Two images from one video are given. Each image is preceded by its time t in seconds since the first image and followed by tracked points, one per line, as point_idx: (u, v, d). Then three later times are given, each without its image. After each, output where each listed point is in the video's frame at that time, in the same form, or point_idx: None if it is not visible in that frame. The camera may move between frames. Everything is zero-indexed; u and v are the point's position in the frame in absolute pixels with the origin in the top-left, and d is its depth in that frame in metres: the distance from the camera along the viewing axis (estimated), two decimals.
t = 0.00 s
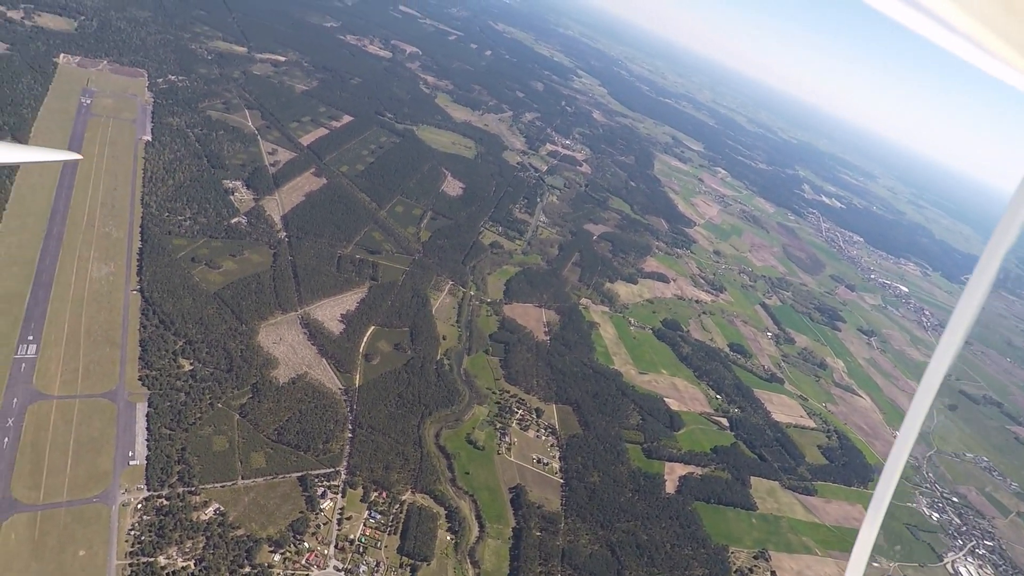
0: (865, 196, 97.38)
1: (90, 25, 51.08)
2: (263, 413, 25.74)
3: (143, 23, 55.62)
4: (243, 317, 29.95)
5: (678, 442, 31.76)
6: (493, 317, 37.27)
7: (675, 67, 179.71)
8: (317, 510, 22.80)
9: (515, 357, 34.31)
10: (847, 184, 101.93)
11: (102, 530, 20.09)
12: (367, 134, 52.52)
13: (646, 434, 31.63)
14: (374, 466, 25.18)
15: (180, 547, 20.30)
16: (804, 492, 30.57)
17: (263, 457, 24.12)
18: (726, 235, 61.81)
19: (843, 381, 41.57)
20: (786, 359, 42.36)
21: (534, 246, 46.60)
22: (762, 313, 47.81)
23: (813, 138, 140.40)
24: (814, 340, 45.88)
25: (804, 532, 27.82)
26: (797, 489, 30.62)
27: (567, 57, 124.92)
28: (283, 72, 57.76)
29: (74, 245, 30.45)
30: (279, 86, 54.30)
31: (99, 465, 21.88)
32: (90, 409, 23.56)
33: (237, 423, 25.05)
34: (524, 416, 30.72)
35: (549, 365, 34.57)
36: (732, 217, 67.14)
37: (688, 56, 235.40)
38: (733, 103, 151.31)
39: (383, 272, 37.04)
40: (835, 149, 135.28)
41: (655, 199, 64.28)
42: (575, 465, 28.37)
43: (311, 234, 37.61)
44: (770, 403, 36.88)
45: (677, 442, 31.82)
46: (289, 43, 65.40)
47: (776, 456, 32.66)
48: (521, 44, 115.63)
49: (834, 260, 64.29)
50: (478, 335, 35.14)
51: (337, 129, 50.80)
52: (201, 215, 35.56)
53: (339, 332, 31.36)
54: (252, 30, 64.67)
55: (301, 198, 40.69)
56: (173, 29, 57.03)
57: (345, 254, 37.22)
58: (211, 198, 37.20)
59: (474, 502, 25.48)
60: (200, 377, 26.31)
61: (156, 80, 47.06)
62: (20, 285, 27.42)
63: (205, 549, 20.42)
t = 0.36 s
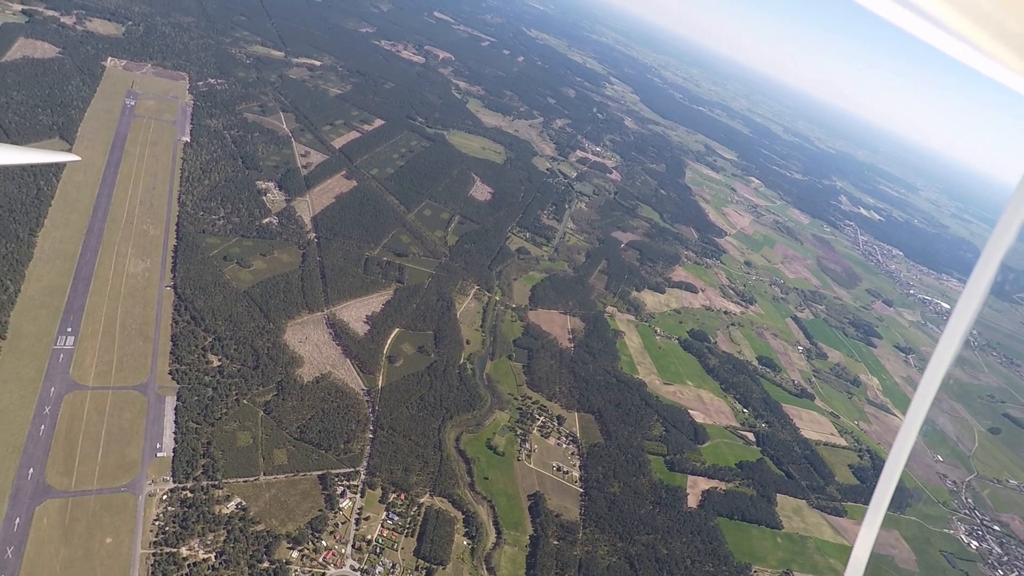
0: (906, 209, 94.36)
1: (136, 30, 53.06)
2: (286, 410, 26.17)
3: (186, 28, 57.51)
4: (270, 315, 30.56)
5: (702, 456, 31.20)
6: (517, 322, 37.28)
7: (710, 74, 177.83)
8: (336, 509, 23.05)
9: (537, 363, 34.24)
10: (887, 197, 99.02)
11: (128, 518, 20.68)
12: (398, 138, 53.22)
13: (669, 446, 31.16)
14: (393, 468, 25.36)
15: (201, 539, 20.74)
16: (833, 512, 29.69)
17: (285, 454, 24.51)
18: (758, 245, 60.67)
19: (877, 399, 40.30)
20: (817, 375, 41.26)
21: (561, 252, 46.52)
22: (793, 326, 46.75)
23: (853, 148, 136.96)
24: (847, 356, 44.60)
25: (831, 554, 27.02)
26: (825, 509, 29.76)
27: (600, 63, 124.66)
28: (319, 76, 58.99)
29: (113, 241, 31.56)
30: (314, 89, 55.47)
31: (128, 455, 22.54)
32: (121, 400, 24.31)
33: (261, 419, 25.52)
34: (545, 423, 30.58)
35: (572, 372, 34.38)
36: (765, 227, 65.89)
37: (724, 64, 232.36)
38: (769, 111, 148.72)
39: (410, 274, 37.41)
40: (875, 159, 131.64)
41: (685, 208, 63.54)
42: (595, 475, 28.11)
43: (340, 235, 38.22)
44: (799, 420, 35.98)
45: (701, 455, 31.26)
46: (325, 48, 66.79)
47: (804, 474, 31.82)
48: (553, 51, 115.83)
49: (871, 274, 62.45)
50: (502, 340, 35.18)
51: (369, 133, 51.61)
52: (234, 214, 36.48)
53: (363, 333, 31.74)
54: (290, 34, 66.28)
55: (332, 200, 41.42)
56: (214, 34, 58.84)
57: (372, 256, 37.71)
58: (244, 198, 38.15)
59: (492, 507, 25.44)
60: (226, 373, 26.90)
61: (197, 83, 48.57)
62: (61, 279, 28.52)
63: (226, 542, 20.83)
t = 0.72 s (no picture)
0: (946, 225, 91.14)
1: (176, 35, 54.77)
2: (306, 410, 26.47)
3: (224, 33, 59.17)
4: (294, 315, 31.03)
5: (724, 472, 30.59)
6: (539, 330, 37.20)
7: (743, 86, 175.86)
8: (352, 510, 23.21)
9: (558, 371, 34.07)
10: (926, 213, 96.17)
11: (150, 509, 21.16)
12: (426, 144, 53.73)
13: (690, 460, 30.62)
14: (410, 471, 25.45)
15: (219, 534, 21.08)
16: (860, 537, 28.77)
17: (303, 453, 24.78)
18: (787, 260, 59.51)
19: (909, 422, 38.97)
20: (847, 394, 40.06)
21: (585, 262, 46.31)
22: (822, 343, 45.64)
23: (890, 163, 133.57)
24: (879, 376, 43.22)
25: None
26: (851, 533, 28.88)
27: (630, 73, 124.29)
28: (350, 82, 59.99)
29: (146, 238, 32.47)
30: (345, 95, 56.41)
31: (152, 448, 23.08)
32: (148, 394, 24.91)
33: (281, 418, 25.88)
34: (564, 432, 30.39)
35: (592, 382, 34.11)
36: (795, 241, 64.61)
37: (757, 75, 229.62)
38: (803, 123, 146.20)
39: (433, 279, 37.66)
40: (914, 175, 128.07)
41: (713, 220, 62.73)
42: (613, 487, 27.80)
43: (365, 238, 38.68)
44: (826, 439, 35.01)
45: (722, 471, 30.65)
46: (357, 54, 68.00)
47: (830, 495, 30.92)
48: (583, 60, 115.92)
49: (906, 292, 60.36)
50: (523, 347, 35.11)
51: (398, 138, 52.24)
52: (263, 215, 37.21)
53: (384, 336, 32.01)
54: (323, 41, 67.61)
55: (359, 203, 41.96)
56: (250, 40, 60.38)
57: (396, 259, 38.08)
58: (274, 200, 38.91)
59: (508, 515, 25.32)
60: (250, 371, 27.38)
61: (232, 87, 49.85)
62: (96, 274, 29.44)
63: (243, 538, 21.12)
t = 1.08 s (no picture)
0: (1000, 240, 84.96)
1: (222, 36, 56.50)
2: (331, 406, 26.88)
3: (268, 35, 60.76)
4: (323, 312, 31.58)
5: (750, 488, 29.86)
6: (566, 335, 37.03)
7: (785, 93, 172.10)
8: (372, 506, 23.48)
9: (583, 378, 33.83)
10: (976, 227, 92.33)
11: (177, 496, 21.79)
12: (459, 146, 54.15)
13: (715, 474, 30.04)
14: (430, 471, 25.61)
15: (242, 523, 21.58)
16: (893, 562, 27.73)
17: (327, 448, 25.18)
18: (825, 272, 57.90)
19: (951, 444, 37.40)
20: (883, 413, 38.40)
21: (615, 268, 45.96)
22: (859, 359, 44.12)
23: (939, 175, 128.80)
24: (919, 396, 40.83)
25: None
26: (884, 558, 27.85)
27: (668, 78, 122.99)
28: (387, 83, 60.92)
29: (185, 232, 33.53)
30: (381, 96, 57.29)
31: (182, 436, 23.76)
32: (180, 383, 25.68)
33: (306, 412, 26.34)
34: (586, 439, 30.14)
35: (618, 390, 33.77)
36: (834, 254, 62.90)
37: (800, 83, 224.58)
38: (847, 133, 142.30)
39: (461, 281, 37.85)
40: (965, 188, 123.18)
41: (748, 230, 61.56)
42: (634, 497, 27.45)
43: (396, 238, 39.15)
44: (861, 459, 33.88)
45: (749, 487, 29.95)
46: (395, 57, 69.00)
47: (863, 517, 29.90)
48: (620, 65, 115.18)
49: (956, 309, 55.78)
50: (549, 352, 35.00)
51: (432, 140, 52.73)
52: (297, 213, 38.00)
53: (410, 336, 32.32)
54: (362, 43, 68.86)
55: (391, 203, 42.51)
56: (292, 41, 61.88)
57: (425, 260, 38.42)
58: (308, 198, 39.72)
59: (527, 520, 25.25)
60: (278, 365, 27.96)
61: (272, 87, 51.14)
62: (137, 265, 30.53)
63: (265, 528, 21.56)
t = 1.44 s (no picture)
0: None
1: (275, 38, 58.40)
2: (366, 401, 27.33)
3: (319, 37, 62.49)
4: (361, 309, 32.17)
5: (790, 507, 28.83)
6: (602, 341, 36.66)
7: (841, 99, 166.09)
8: (401, 502, 23.75)
9: (618, 385, 33.38)
10: None
11: (216, 480, 22.57)
12: (501, 148, 54.35)
13: (752, 490, 29.13)
14: (460, 470, 25.72)
15: (276, 511, 22.14)
16: None
17: (360, 442, 25.61)
18: (878, 286, 55.50)
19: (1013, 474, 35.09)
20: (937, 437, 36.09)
21: (655, 275, 45.25)
22: (912, 379, 41.68)
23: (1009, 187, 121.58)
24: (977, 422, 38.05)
25: None
26: None
27: (716, 83, 120.51)
28: (432, 85, 61.72)
29: (233, 227, 34.76)
30: (426, 98, 58.06)
31: (223, 423, 24.61)
32: (223, 372, 26.62)
33: (341, 406, 26.85)
34: (619, 447, 29.73)
35: (653, 398, 33.19)
36: (888, 267, 60.23)
37: (858, 89, 216.36)
38: (908, 141, 136.09)
39: (499, 282, 37.99)
40: None
41: (796, 240, 59.64)
42: (666, 509, 26.90)
43: (435, 238, 39.56)
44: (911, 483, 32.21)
45: (788, 506, 28.91)
46: (441, 59, 69.82)
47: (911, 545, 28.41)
48: (668, 69, 113.53)
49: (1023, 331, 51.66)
50: (584, 357, 34.71)
51: (474, 141, 53.14)
52: (340, 211, 38.85)
53: (446, 335, 32.60)
54: (409, 45, 69.99)
55: (432, 203, 42.99)
56: (342, 43, 63.43)
57: (464, 260, 38.70)
58: (351, 196, 40.54)
59: (555, 525, 25.06)
60: (316, 359, 28.63)
61: (321, 88, 52.52)
62: (187, 257, 31.80)
63: (297, 517, 22.06)
